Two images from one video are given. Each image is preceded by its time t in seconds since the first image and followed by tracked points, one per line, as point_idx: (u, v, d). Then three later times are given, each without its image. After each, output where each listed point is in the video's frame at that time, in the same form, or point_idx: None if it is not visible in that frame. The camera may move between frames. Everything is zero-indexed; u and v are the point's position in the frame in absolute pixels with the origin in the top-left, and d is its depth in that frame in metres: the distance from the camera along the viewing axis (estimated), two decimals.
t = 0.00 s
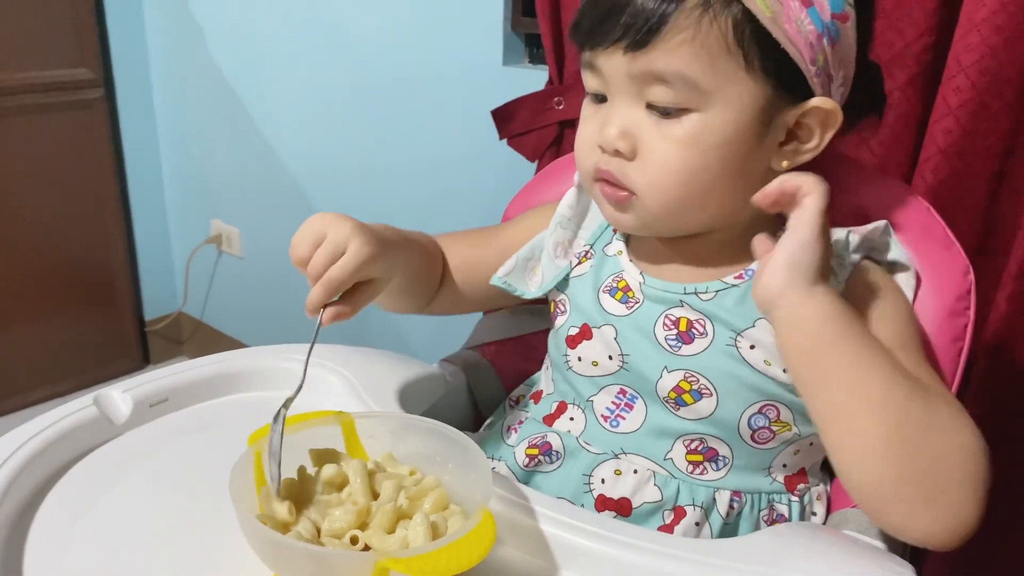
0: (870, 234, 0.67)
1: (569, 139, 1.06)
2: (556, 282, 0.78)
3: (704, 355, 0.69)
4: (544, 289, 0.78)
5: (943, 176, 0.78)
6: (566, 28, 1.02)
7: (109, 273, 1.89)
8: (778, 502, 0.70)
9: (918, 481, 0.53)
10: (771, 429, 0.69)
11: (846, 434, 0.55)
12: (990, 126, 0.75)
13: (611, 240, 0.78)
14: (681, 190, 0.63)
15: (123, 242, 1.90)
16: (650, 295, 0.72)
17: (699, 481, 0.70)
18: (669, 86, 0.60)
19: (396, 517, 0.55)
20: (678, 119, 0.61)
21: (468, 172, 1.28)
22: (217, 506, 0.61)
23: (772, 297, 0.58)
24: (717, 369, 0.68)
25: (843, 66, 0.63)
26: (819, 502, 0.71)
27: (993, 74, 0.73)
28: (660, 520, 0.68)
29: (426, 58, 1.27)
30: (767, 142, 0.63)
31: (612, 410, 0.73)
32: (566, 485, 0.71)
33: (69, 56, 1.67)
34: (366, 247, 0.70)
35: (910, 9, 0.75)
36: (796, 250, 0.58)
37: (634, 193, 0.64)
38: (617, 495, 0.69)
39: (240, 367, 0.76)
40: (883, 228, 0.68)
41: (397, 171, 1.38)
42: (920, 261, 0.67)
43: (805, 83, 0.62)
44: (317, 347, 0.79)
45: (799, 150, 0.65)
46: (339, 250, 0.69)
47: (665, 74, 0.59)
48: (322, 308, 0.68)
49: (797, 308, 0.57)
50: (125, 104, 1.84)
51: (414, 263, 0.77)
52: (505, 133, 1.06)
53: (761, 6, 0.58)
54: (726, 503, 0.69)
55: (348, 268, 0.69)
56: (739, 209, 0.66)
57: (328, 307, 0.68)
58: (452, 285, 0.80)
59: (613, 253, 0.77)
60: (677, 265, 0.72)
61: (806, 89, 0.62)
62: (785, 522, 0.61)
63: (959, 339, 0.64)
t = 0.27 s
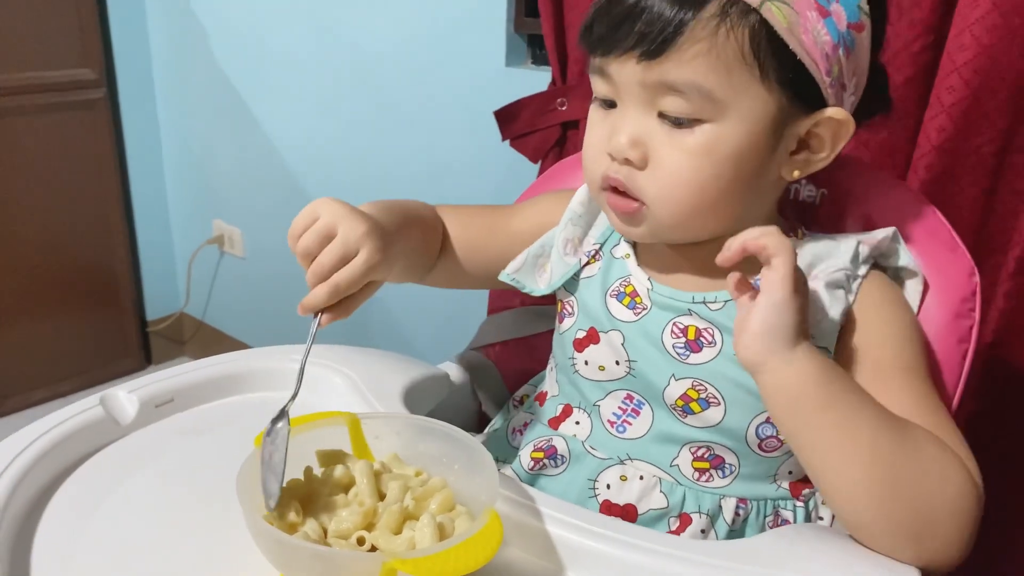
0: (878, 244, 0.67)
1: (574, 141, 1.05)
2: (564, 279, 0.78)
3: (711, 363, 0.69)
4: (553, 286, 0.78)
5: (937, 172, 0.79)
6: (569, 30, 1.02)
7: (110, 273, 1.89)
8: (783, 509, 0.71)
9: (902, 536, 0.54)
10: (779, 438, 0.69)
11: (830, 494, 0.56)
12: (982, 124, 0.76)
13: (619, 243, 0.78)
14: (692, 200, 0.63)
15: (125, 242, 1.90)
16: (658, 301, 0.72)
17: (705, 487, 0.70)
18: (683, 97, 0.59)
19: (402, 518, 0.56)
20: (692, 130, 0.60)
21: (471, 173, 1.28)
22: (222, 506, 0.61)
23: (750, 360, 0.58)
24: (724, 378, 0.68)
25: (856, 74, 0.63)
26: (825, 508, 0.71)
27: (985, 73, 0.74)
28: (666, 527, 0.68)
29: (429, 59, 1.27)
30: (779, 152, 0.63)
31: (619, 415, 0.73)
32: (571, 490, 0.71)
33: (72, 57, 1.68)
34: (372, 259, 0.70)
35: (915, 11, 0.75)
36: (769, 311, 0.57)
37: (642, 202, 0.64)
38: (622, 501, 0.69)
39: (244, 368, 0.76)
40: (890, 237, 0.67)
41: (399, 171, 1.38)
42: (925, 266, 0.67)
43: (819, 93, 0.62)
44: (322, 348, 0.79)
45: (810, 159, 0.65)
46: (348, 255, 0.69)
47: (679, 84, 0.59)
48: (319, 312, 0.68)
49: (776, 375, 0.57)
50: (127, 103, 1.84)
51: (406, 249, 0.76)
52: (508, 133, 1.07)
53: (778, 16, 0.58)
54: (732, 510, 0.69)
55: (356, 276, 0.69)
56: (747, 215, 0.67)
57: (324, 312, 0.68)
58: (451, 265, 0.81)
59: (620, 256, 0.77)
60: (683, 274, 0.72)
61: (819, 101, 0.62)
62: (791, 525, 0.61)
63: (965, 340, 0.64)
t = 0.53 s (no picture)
0: (880, 251, 0.67)
1: (571, 140, 1.06)
2: (565, 280, 0.78)
3: (712, 369, 0.69)
4: (555, 287, 0.78)
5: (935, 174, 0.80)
6: (569, 32, 1.02)
7: (109, 274, 1.89)
8: (783, 514, 0.70)
9: (910, 555, 0.54)
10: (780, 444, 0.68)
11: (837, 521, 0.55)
12: (981, 126, 0.76)
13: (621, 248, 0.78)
14: (688, 210, 0.63)
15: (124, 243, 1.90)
16: (659, 307, 0.72)
17: (705, 493, 0.70)
18: (679, 107, 0.59)
19: (403, 520, 0.56)
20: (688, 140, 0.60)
21: (470, 174, 1.28)
22: (221, 506, 0.61)
23: (742, 402, 0.57)
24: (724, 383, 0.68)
25: (857, 85, 0.63)
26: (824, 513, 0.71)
27: (984, 76, 0.74)
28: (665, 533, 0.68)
29: (429, 62, 1.27)
30: (779, 160, 0.63)
31: (620, 420, 0.73)
32: (571, 495, 0.71)
33: (72, 57, 1.68)
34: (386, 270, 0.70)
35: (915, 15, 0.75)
36: (752, 350, 0.56)
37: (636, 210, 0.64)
38: (622, 505, 0.69)
39: (244, 369, 0.76)
40: (893, 242, 0.67)
41: (398, 172, 1.38)
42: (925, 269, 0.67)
43: (820, 106, 0.62)
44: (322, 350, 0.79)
45: (808, 171, 0.65)
46: (363, 268, 0.68)
47: (676, 95, 0.59)
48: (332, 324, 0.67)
49: (774, 408, 0.56)
50: (126, 104, 1.84)
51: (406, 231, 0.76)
52: (507, 133, 1.07)
53: (779, 30, 0.58)
54: (732, 516, 0.69)
55: (373, 290, 0.68)
56: (746, 220, 0.67)
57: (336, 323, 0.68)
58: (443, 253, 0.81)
59: (621, 260, 0.77)
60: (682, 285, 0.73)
61: (819, 112, 0.62)
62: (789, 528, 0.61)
63: (965, 343, 0.65)
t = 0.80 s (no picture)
0: (882, 254, 0.66)
1: (569, 140, 1.06)
2: (566, 280, 0.78)
3: (713, 372, 0.69)
4: (555, 286, 0.78)
5: (931, 171, 0.79)
6: (567, 31, 1.02)
7: (106, 274, 1.89)
8: (783, 515, 0.70)
9: (922, 561, 0.54)
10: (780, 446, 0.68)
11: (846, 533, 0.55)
12: (976, 124, 0.76)
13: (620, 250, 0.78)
14: (689, 214, 0.63)
15: (121, 242, 1.90)
16: (659, 309, 0.72)
17: (705, 495, 0.70)
18: (679, 112, 0.59)
19: (402, 520, 0.55)
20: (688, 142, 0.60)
21: (468, 173, 1.28)
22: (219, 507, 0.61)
23: (748, 419, 0.56)
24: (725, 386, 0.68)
25: (863, 89, 0.63)
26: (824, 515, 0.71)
27: (978, 74, 0.73)
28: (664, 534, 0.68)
29: (427, 62, 1.26)
30: (781, 165, 0.63)
31: (620, 421, 0.73)
32: (570, 495, 0.71)
33: (68, 56, 1.67)
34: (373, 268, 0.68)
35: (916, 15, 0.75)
36: (756, 365, 0.56)
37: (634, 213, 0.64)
38: (622, 506, 0.69)
39: (242, 369, 0.76)
40: (894, 246, 0.66)
41: (396, 172, 1.38)
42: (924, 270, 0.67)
43: (823, 113, 0.62)
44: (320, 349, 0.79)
45: (810, 175, 0.65)
46: (344, 268, 0.66)
47: (676, 100, 0.59)
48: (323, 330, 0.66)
49: (780, 423, 0.55)
50: (123, 103, 1.83)
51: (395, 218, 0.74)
52: (505, 133, 1.06)
53: (782, 36, 0.57)
54: (731, 517, 0.69)
55: (359, 290, 0.66)
56: (748, 223, 0.67)
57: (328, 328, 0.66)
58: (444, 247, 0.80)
59: (622, 261, 0.77)
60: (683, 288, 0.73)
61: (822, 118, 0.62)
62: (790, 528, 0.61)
63: (964, 342, 0.65)
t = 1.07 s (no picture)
0: (874, 252, 0.66)
1: (561, 138, 1.06)
2: (559, 279, 0.78)
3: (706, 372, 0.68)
4: (548, 287, 0.78)
5: (933, 174, 0.79)
6: (560, 28, 1.02)
7: (99, 272, 1.88)
8: (777, 514, 0.70)
9: (917, 562, 0.54)
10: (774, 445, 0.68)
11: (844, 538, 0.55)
12: (978, 125, 0.76)
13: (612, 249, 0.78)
14: (682, 213, 0.62)
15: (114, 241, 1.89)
16: (650, 310, 0.72)
17: (699, 494, 0.69)
18: (673, 110, 0.59)
19: (395, 518, 0.55)
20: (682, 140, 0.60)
21: (461, 171, 1.28)
22: (210, 506, 0.61)
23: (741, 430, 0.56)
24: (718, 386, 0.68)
25: (859, 90, 0.63)
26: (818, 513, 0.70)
27: (982, 74, 0.73)
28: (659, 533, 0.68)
29: (421, 61, 1.26)
30: (775, 163, 0.63)
31: (614, 421, 0.73)
32: (564, 495, 0.71)
33: (61, 53, 1.66)
34: (276, 262, 0.63)
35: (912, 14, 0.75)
36: (743, 378, 0.55)
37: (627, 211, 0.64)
38: (616, 505, 0.69)
39: (233, 367, 0.75)
40: (886, 243, 0.66)
41: (389, 170, 1.38)
42: (919, 268, 0.67)
43: (817, 112, 0.62)
44: (312, 347, 0.78)
45: (803, 175, 0.65)
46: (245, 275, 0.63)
47: (670, 98, 0.58)
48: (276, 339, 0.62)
49: (773, 433, 0.55)
50: (115, 101, 1.82)
51: (322, 211, 0.70)
52: (498, 131, 1.06)
53: (777, 33, 0.57)
54: (725, 516, 0.69)
55: (269, 291, 0.62)
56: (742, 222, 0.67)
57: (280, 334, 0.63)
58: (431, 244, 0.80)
59: (614, 261, 0.77)
60: (678, 287, 0.73)
61: (815, 118, 0.62)
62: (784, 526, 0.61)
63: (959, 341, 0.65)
